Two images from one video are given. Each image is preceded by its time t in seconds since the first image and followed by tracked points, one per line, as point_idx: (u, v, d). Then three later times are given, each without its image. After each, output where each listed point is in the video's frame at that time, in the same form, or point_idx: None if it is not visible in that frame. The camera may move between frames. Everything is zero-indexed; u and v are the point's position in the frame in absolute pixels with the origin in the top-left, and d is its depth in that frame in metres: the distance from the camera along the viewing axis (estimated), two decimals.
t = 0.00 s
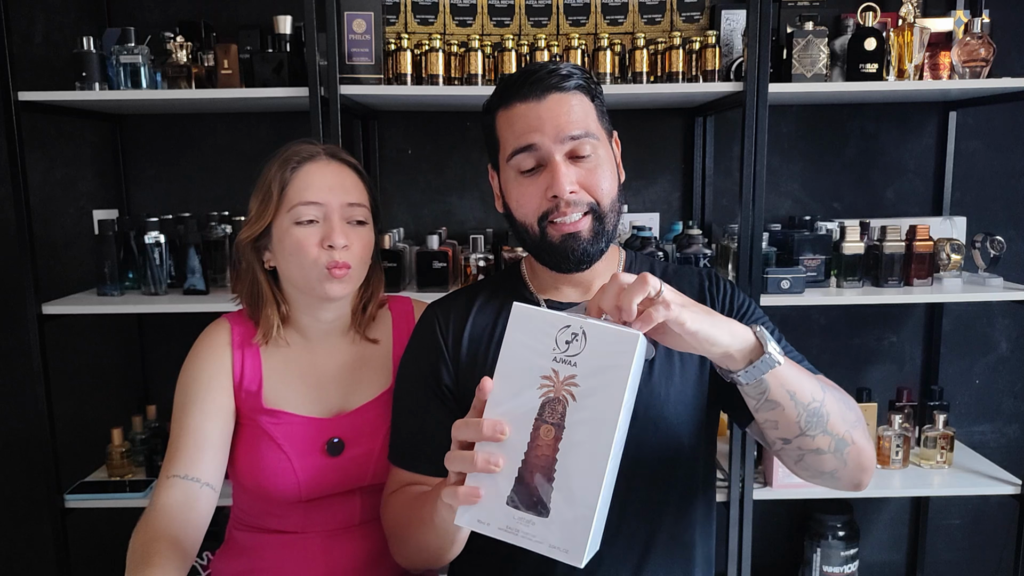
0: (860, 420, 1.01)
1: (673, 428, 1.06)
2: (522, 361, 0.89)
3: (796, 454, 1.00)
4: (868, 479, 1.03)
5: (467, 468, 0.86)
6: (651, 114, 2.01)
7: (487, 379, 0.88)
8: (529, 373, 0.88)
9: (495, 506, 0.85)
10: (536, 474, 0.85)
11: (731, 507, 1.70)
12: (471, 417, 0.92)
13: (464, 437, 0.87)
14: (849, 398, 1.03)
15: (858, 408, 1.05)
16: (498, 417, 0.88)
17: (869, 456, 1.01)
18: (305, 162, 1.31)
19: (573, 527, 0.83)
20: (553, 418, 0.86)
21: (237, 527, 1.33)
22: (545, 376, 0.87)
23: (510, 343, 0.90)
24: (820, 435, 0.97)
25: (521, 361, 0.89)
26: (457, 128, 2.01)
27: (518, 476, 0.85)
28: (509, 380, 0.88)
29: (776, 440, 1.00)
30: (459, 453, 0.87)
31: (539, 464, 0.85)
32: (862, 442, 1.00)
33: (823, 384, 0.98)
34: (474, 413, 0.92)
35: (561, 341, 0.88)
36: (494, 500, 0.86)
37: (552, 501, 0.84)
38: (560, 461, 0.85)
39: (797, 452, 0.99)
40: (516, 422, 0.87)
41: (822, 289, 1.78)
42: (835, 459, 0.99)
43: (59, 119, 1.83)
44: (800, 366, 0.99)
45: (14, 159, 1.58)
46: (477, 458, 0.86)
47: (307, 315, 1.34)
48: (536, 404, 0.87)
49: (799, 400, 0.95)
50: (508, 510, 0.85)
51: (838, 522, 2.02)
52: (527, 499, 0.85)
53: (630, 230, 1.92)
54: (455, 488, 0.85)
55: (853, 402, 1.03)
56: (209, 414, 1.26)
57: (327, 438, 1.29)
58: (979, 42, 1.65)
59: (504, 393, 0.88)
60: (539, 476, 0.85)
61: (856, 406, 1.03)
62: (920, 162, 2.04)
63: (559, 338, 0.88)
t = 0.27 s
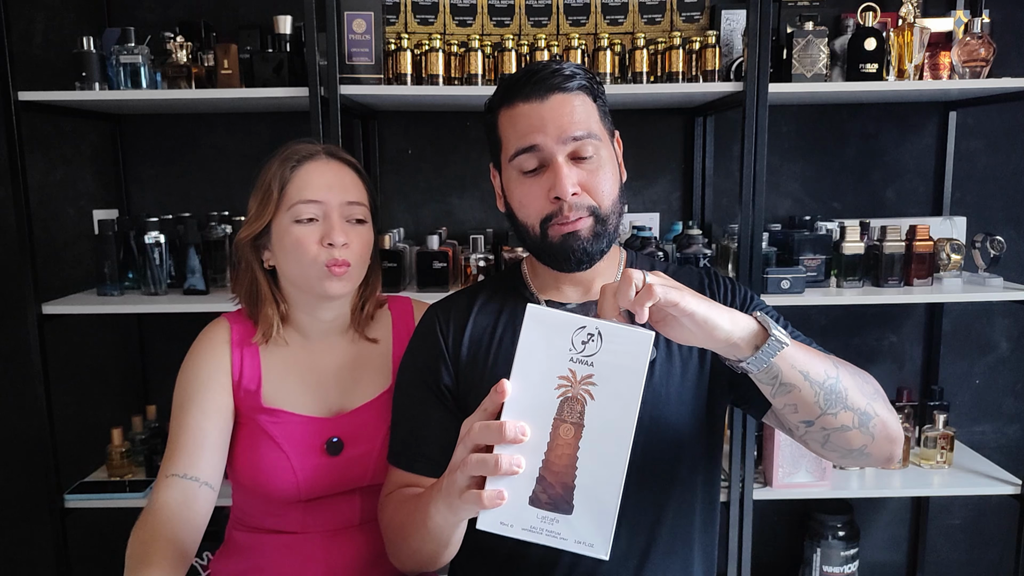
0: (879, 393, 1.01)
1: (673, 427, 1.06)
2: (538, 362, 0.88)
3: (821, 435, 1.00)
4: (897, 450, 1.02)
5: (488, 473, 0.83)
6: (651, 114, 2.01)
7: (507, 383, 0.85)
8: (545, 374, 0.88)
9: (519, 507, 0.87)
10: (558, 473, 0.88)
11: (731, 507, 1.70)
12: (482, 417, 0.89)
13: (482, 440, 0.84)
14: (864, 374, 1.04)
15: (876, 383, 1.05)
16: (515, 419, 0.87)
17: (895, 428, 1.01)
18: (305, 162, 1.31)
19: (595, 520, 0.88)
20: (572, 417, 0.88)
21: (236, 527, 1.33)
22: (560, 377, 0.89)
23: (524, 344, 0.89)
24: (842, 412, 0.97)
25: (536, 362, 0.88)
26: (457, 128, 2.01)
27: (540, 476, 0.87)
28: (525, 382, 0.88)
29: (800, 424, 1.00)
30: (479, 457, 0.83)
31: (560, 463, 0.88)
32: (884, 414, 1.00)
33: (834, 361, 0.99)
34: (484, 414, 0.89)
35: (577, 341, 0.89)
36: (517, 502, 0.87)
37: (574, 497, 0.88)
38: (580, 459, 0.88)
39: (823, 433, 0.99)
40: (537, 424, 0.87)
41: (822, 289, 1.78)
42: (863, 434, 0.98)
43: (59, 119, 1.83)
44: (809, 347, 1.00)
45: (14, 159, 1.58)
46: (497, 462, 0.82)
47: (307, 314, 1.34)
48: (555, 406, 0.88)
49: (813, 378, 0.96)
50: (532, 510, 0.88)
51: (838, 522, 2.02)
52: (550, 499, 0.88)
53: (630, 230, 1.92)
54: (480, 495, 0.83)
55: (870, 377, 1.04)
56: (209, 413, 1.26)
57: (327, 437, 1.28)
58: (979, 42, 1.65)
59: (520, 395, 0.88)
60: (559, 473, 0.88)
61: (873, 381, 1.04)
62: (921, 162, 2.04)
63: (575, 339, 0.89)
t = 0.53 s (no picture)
0: (880, 384, 1.01)
1: (673, 427, 1.06)
2: (542, 366, 0.87)
3: (824, 424, 0.99)
4: (902, 443, 1.01)
5: (476, 465, 0.83)
6: (651, 114, 2.01)
7: (506, 380, 0.85)
8: (546, 379, 0.87)
9: (500, 508, 0.85)
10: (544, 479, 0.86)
11: (731, 507, 1.70)
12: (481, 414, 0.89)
13: (474, 434, 0.85)
14: (864, 366, 1.04)
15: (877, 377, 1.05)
16: (510, 419, 0.86)
17: (898, 418, 1.00)
18: (306, 162, 1.31)
19: (578, 534, 0.85)
20: (567, 426, 0.86)
21: (236, 528, 1.33)
22: (562, 384, 0.87)
23: (531, 344, 0.88)
24: (844, 398, 0.96)
25: (539, 364, 0.87)
26: (457, 128, 2.01)
27: (525, 480, 0.85)
28: (527, 383, 0.87)
29: (803, 413, 0.99)
30: (470, 450, 0.84)
31: (548, 469, 0.86)
32: (886, 404, 0.99)
33: (833, 348, 1.00)
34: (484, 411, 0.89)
35: (583, 351, 0.87)
36: (498, 502, 0.85)
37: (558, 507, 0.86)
38: (569, 469, 0.86)
39: (827, 421, 0.98)
40: (530, 426, 0.86)
41: (822, 289, 1.78)
42: (867, 421, 0.97)
43: (58, 119, 1.83)
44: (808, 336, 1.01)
45: (14, 159, 1.58)
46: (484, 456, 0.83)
47: (307, 314, 1.34)
48: (551, 412, 0.86)
49: (813, 362, 0.96)
50: (513, 513, 0.85)
51: (838, 522, 2.02)
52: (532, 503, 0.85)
53: (630, 230, 1.92)
54: (463, 486, 0.82)
55: (870, 370, 1.04)
56: (209, 413, 1.26)
57: (328, 437, 1.29)
58: (979, 42, 1.65)
59: (519, 395, 0.87)
60: (547, 479, 0.85)
61: (874, 373, 1.04)
62: (920, 162, 2.04)
63: (582, 348, 0.87)
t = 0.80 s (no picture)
0: (874, 389, 1.00)
1: (674, 427, 1.06)
2: (533, 357, 0.86)
3: (814, 428, 0.98)
4: (896, 449, 0.99)
5: (461, 451, 0.85)
6: (651, 114, 2.01)
7: (495, 368, 0.86)
8: (536, 370, 0.85)
9: (480, 495, 0.83)
10: (527, 469, 0.82)
11: (731, 507, 1.70)
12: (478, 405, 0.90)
13: (462, 421, 0.86)
14: (859, 370, 1.02)
15: (874, 382, 1.03)
16: (501, 407, 0.86)
17: (892, 424, 0.99)
18: (306, 161, 1.31)
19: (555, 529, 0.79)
20: (552, 418, 0.83)
21: (236, 528, 1.33)
22: (551, 376, 0.84)
23: (525, 338, 0.88)
24: (833, 403, 0.96)
25: (530, 357, 0.86)
26: (457, 128, 2.01)
27: (508, 469, 0.83)
28: (518, 373, 0.86)
29: (792, 416, 0.98)
30: (456, 435, 0.86)
31: (531, 461, 0.82)
32: (880, 409, 0.98)
33: (825, 353, 0.98)
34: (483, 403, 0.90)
35: (574, 344, 0.85)
36: (481, 490, 0.83)
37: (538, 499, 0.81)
38: (552, 461, 0.81)
39: (817, 426, 0.97)
40: (517, 417, 0.84)
41: (822, 289, 1.78)
42: (857, 427, 0.96)
43: (58, 119, 1.83)
44: (799, 340, 1.00)
45: (14, 159, 1.58)
46: (471, 443, 0.84)
47: (308, 314, 1.34)
48: (539, 403, 0.84)
49: (802, 367, 0.95)
50: (493, 501, 0.83)
51: (838, 522, 2.02)
52: (513, 493, 0.82)
53: (630, 230, 1.92)
54: (444, 470, 0.84)
55: (866, 375, 1.02)
56: (209, 413, 1.26)
57: (328, 437, 1.29)
58: (979, 42, 1.65)
59: (511, 386, 0.86)
60: (530, 470, 0.82)
61: (869, 377, 1.02)
62: (920, 162, 2.04)
63: (573, 341, 0.85)
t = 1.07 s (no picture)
0: (864, 407, 0.99)
1: (673, 427, 1.06)
2: (538, 364, 0.86)
3: (803, 448, 0.97)
4: (881, 465, 1.00)
5: (465, 455, 0.85)
6: (651, 114, 2.01)
7: (499, 373, 0.86)
8: (540, 377, 0.85)
9: (482, 499, 0.84)
10: (529, 476, 0.82)
11: (731, 507, 1.71)
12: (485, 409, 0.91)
13: (468, 425, 0.87)
14: (848, 385, 1.01)
15: (862, 395, 1.03)
16: (506, 412, 0.86)
17: (879, 442, 0.99)
18: (306, 161, 1.31)
19: (554, 538, 0.79)
20: (555, 426, 0.82)
21: (237, 528, 1.33)
22: (555, 384, 0.84)
23: (531, 344, 0.87)
24: (824, 426, 0.95)
25: (535, 364, 0.86)
26: (457, 128, 2.01)
27: (511, 475, 0.83)
28: (523, 379, 0.86)
29: (781, 437, 0.98)
30: (460, 438, 0.86)
31: (534, 468, 0.82)
32: (869, 428, 0.98)
33: (818, 374, 0.97)
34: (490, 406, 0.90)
35: (579, 352, 0.84)
36: (483, 495, 0.84)
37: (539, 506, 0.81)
38: (553, 469, 0.81)
39: (805, 447, 0.97)
40: (521, 423, 0.84)
41: (822, 289, 1.78)
42: (845, 448, 0.96)
43: (58, 120, 1.83)
44: (793, 360, 0.98)
45: (14, 158, 1.58)
46: (476, 447, 0.85)
47: (308, 314, 1.34)
48: (542, 410, 0.83)
49: (795, 391, 0.94)
50: (495, 506, 0.83)
51: (838, 522, 2.02)
52: (514, 498, 0.82)
53: (630, 230, 1.92)
54: (448, 473, 0.85)
55: (855, 391, 1.01)
56: (209, 413, 1.26)
57: (327, 437, 1.29)
58: (979, 42, 1.65)
59: (516, 392, 0.86)
60: (532, 477, 0.82)
61: (859, 393, 1.01)
62: (920, 162, 2.04)
63: (578, 349, 0.84)
